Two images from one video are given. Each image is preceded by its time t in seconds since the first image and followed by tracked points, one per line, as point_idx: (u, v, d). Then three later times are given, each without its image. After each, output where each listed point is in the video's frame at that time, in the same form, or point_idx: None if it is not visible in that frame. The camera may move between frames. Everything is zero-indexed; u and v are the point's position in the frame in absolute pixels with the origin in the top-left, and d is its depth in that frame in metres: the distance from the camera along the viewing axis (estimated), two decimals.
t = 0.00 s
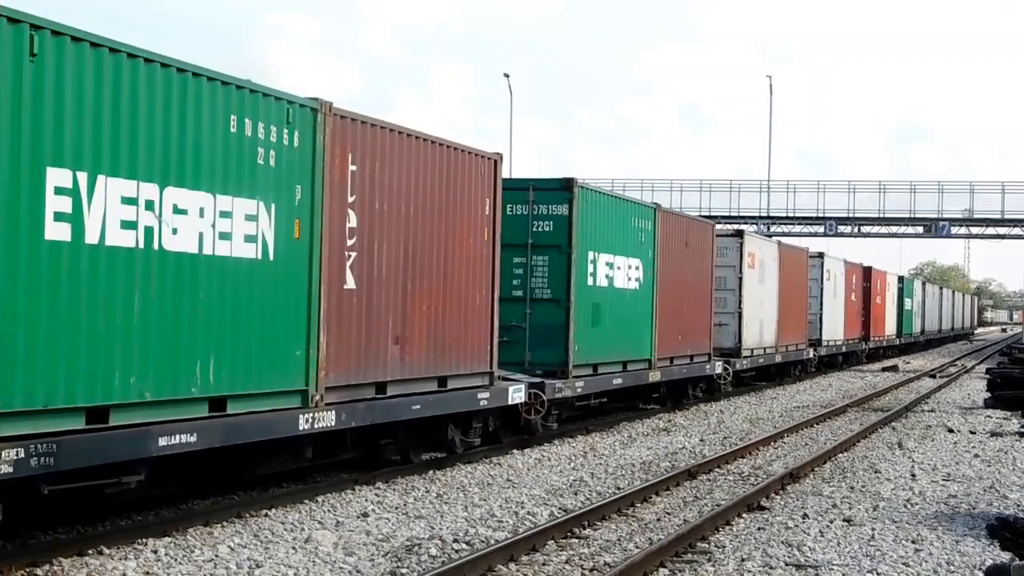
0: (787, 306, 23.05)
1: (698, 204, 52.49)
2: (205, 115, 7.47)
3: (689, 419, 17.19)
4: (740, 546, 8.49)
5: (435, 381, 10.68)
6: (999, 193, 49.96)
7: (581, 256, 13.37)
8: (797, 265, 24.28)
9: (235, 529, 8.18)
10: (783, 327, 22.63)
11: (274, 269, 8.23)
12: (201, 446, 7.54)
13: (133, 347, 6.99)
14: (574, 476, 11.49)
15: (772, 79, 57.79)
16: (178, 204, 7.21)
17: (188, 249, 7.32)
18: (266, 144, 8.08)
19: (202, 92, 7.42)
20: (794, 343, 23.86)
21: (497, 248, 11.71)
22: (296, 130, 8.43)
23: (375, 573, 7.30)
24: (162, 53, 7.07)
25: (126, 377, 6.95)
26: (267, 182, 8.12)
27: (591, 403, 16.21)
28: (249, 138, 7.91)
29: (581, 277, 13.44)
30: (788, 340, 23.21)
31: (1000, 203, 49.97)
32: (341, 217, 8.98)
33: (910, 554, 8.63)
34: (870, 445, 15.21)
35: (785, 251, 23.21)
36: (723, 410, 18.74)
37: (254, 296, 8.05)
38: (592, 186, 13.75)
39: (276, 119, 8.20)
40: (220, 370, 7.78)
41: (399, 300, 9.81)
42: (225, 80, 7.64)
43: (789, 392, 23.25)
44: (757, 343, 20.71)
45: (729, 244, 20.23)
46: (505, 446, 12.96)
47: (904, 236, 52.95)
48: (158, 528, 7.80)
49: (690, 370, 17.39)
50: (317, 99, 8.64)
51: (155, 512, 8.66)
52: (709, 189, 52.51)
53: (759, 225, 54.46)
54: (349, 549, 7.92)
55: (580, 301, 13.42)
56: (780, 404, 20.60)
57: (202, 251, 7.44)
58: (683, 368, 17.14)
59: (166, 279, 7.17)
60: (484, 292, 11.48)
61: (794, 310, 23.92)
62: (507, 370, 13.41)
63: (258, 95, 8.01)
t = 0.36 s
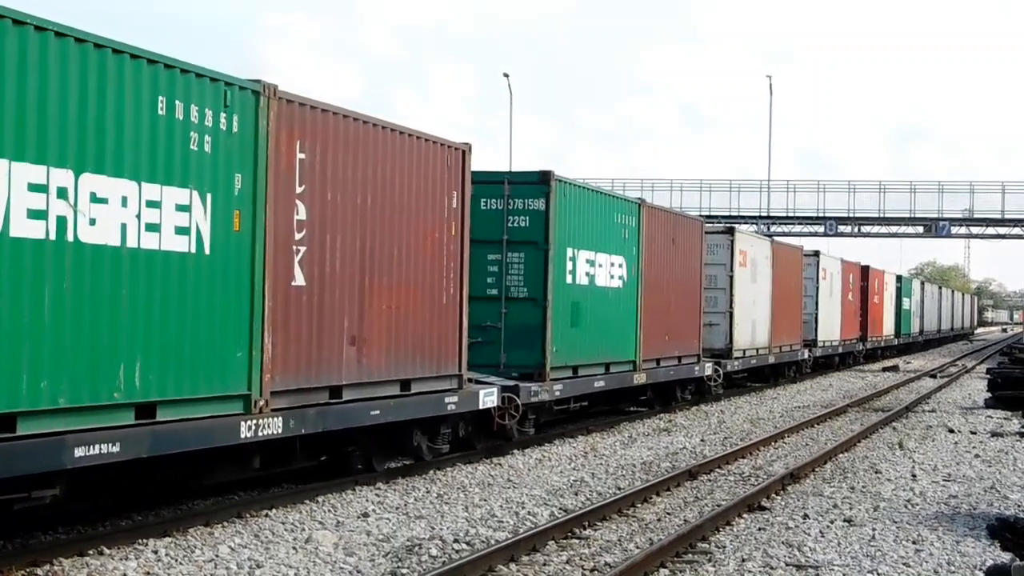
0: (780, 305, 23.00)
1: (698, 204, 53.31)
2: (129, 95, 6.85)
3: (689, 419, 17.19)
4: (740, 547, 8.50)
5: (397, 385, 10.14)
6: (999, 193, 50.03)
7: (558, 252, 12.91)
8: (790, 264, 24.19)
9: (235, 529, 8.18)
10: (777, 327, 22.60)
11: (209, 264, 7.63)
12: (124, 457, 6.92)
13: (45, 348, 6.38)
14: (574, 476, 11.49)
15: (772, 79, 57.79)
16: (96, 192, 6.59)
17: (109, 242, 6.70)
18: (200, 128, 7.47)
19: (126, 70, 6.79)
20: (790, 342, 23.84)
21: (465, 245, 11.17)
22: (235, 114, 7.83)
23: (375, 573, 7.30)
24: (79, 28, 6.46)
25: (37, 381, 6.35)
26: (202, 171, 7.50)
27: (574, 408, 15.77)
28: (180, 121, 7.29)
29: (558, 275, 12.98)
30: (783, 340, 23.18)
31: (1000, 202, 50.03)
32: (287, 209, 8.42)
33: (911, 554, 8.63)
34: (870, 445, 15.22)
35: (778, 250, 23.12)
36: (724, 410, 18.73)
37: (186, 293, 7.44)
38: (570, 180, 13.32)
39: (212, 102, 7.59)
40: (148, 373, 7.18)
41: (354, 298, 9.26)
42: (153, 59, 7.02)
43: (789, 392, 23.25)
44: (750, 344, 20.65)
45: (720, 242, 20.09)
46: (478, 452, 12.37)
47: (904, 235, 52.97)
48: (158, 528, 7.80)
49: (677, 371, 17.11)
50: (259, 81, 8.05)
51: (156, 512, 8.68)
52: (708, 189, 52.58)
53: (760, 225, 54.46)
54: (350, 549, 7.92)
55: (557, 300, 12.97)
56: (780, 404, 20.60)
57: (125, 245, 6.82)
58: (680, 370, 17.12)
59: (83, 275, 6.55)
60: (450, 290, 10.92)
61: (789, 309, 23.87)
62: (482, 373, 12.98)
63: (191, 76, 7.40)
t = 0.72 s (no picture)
0: (772, 304, 22.88)
1: (698, 204, 54.10)
2: (38, 71, 6.12)
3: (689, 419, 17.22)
4: (740, 547, 8.50)
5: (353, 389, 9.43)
6: (998, 193, 50.07)
7: (533, 249, 12.35)
8: (782, 261, 23.94)
9: (235, 529, 8.19)
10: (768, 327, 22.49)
11: (133, 259, 6.87)
12: (33, 470, 6.19)
13: None
14: (574, 476, 11.49)
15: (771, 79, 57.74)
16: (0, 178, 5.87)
17: (15, 233, 5.98)
18: (123, 110, 6.71)
19: (32, 43, 6.06)
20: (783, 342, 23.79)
21: (429, 240, 10.47)
22: (163, 95, 7.06)
23: (375, 573, 7.31)
24: None
25: None
26: (126, 157, 6.75)
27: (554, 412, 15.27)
28: (100, 102, 6.53)
29: (533, 273, 12.42)
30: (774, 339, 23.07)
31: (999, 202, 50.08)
32: (223, 199, 7.68)
33: (911, 554, 8.64)
34: (870, 445, 15.23)
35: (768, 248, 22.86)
36: (724, 410, 18.77)
37: (107, 292, 6.69)
38: (547, 173, 12.73)
39: (137, 81, 6.83)
40: (61, 378, 6.42)
41: (301, 296, 8.55)
42: (67, 31, 6.28)
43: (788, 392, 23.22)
44: (739, 345, 20.46)
45: (710, 240, 19.74)
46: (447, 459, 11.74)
47: (904, 235, 52.99)
48: (158, 528, 7.81)
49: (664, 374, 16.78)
50: (191, 60, 7.27)
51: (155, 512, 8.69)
52: (708, 188, 52.60)
53: (760, 225, 54.50)
54: (349, 549, 7.93)
55: (532, 300, 12.43)
56: (780, 404, 20.62)
57: (33, 237, 6.10)
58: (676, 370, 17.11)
59: None
60: (413, 287, 10.22)
61: (781, 308, 23.75)
62: (453, 376, 12.42)
63: (114, 53, 6.65)
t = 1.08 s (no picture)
0: (764, 304, 22.69)
1: (698, 204, 53.67)
2: None
3: (690, 419, 17.20)
4: (740, 546, 8.49)
5: (304, 394, 8.87)
6: (999, 193, 50.10)
7: (505, 246, 11.82)
8: (774, 259, 23.78)
9: (235, 529, 8.18)
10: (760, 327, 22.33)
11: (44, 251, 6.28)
12: None
13: None
14: (574, 476, 11.48)
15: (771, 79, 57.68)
16: None
17: None
18: (29, 89, 6.11)
19: None
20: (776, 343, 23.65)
21: (391, 234, 9.94)
22: (79, 73, 6.45)
23: (375, 573, 7.30)
24: None
25: None
26: (34, 141, 6.16)
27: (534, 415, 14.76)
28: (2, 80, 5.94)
29: (506, 271, 11.91)
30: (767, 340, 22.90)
31: (1000, 202, 50.09)
32: (151, 187, 7.07)
33: (911, 554, 8.62)
34: (870, 445, 15.22)
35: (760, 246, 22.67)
36: (724, 410, 18.77)
37: (12, 288, 6.09)
38: (522, 166, 12.21)
39: (47, 56, 6.23)
40: None
41: (243, 294, 8.00)
42: None
43: (789, 392, 23.20)
44: (730, 345, 20.27)
45: (699, 238, 19.49)
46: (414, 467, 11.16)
47: (904, 235, 53.00)
48: (158, 528, 7.81)
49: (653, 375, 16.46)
50: (111, 35, 6.65)
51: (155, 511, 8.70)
52: (709, 189, 53.25)
53: (760, 225, 54.49)
54: (349, 549, 7.92)
55: (505, 299, 11.93)
56: (780, 404, 20.60)
57: None
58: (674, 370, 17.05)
59: None
60: (369, 283, 9.63)
61: (774, 308, 23.64)
62: (422, 380, 11.93)
63: (20, 26, 6.06)
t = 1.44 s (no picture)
0: (755, 303, 22.34)
1: (698, 204, 53.94)
2: None
3: (690, 419, 17.21)
4: (741, 547, 8.50)
5: (248, 399, 8.11)
6: (999, 193, 50.12)
7: (475, 241, 11.05)
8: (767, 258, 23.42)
9: (236, 529, 8.19)
10: (752, 327, 21.97)
11: None
12: None
13: None
14: (574, 476, 11.49)
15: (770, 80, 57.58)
16: None
17: None
18: None
19: None
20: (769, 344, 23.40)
21: (347, 228, 9.13)
22: None
23: (375, 573, 7.31)
24: None
25: None
26: None
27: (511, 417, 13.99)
28: None
29: (476, 267, 11.13)
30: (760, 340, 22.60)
31: (999, 202, 50.11)
32: (69, 172, 6.29)
33: (911, 554, 8.64)
34: (870, 445, 15.23)
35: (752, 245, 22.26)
36: (724, 410, 18.76)
37: None
38: (495, 157, 11.44)
39: None
40: None
41: (174, 292, 7.22)
42: None
43: (789, 392, 23.19)
44: (720, 346, 19.82)
45: (688, 235, 19.02)
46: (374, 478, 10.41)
47: (904, 235, 53.02)
48: (158, 528, 7.81)
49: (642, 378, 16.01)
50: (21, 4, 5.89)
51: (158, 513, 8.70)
52: (710, 189, 53.74)
53: (760, 225, 54.56)
54: (350, 549, 7.93)
55: (475, 298, 11.16)
56: (780, 404, 20.59)
57: None
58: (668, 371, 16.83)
59: None
60: (323, 279, 8.84)
61: (767, 307, 23.39)
62: (386, 384, 11.14)
63: None
